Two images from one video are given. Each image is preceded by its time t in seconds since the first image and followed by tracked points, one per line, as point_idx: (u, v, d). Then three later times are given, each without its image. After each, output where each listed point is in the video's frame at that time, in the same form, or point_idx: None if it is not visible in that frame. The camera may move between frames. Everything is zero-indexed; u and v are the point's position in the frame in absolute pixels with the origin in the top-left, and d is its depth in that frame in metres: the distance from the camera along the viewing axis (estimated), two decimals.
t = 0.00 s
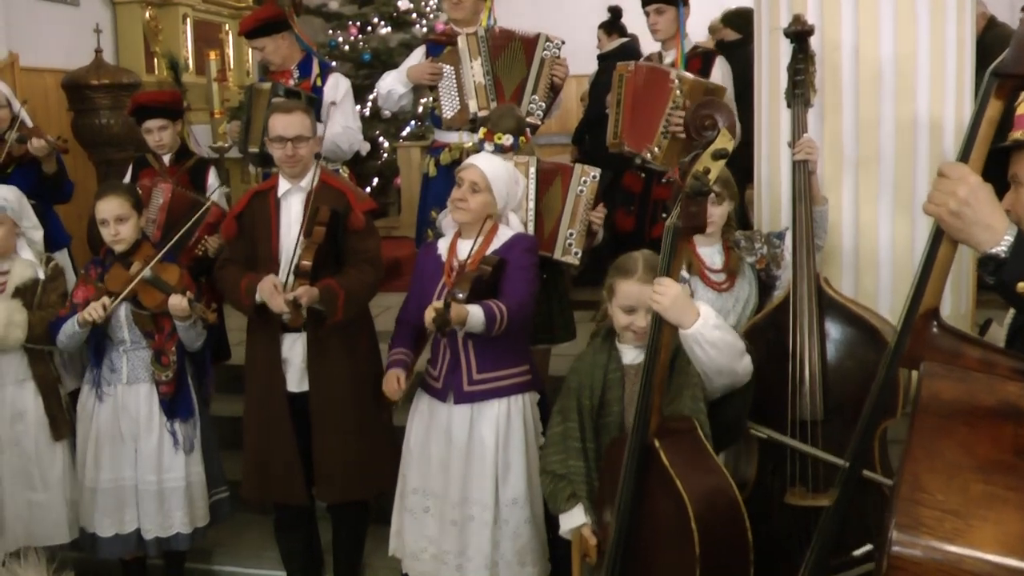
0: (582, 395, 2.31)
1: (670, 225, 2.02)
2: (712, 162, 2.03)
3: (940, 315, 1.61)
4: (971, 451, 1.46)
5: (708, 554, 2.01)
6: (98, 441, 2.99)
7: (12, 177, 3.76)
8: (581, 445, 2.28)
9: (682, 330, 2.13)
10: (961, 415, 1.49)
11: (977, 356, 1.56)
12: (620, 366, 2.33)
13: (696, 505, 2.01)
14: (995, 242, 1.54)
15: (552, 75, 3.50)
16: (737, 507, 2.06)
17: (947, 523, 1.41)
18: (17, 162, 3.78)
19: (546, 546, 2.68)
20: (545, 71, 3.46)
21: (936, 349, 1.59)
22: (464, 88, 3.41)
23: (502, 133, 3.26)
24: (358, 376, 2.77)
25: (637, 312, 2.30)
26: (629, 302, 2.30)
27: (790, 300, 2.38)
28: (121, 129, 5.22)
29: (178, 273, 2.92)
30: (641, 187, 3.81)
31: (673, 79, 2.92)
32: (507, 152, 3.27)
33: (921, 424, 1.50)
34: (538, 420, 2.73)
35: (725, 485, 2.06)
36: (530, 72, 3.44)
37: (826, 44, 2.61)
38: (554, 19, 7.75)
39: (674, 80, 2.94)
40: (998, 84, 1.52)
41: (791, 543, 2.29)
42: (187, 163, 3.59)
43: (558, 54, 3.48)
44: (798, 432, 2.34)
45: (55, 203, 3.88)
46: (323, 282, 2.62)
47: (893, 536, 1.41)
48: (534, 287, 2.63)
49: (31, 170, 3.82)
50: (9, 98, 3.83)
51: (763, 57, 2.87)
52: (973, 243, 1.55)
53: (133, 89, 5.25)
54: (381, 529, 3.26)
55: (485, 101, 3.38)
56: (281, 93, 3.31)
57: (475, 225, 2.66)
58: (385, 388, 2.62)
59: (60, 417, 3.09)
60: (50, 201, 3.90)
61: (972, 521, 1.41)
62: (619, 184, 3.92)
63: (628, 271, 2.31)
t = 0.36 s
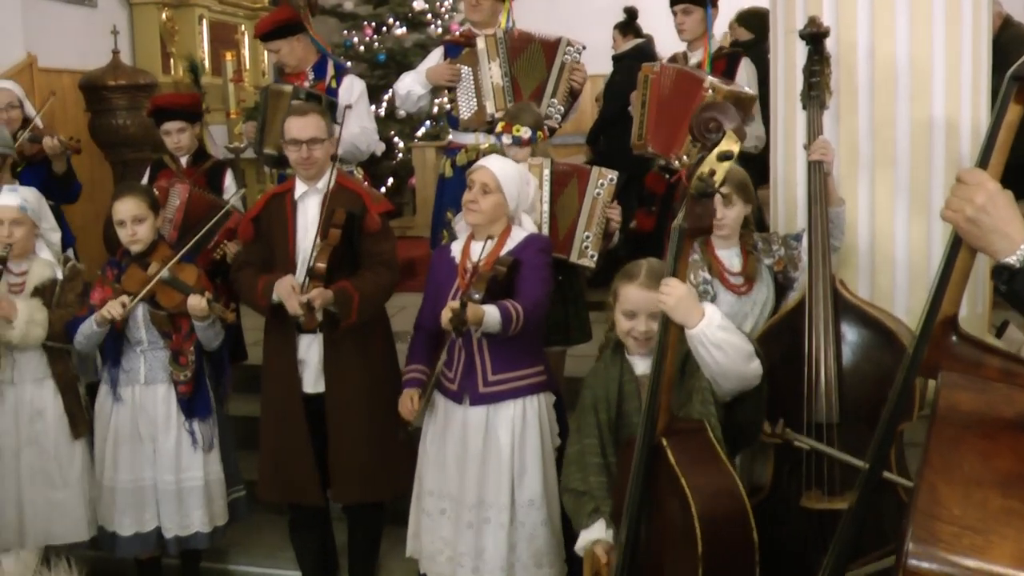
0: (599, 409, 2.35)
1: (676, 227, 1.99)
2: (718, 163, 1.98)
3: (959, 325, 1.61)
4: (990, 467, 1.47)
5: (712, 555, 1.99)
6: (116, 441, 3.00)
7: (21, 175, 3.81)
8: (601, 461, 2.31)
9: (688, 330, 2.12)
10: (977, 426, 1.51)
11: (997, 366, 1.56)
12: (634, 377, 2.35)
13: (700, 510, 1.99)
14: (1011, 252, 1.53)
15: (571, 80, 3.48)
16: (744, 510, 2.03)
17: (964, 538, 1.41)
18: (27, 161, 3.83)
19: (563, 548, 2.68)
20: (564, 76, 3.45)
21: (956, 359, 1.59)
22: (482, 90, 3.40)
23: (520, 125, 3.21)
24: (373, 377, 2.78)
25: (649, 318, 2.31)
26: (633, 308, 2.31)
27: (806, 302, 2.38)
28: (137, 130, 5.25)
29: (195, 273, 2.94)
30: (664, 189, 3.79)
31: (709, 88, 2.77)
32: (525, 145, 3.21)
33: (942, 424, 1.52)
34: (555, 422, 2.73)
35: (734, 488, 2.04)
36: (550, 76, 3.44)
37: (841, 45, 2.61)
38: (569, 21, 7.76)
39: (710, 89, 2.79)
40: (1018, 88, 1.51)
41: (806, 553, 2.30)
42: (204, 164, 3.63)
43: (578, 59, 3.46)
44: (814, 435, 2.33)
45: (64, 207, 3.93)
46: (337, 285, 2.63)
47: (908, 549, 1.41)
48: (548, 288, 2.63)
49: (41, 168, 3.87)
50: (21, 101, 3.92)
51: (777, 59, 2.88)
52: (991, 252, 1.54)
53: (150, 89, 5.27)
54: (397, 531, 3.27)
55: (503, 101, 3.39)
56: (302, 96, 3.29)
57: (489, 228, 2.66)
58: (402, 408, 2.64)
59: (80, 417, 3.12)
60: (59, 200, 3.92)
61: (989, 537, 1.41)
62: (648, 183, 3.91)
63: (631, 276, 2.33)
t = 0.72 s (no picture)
0: (609, 418, 2.30)
1: (702, 240, 2.01)
2: (743, 176, 2.01)
3: (984, 345, 1.58)
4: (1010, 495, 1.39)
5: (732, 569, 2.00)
6: (131, 452, 3.01)
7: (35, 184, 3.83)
8: (615, 470, 2.27)
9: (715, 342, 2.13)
10: (1001, 451, 1.41)
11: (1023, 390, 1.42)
12: (642, 387, 2.31)
13: (722, 527, 2.00)
14: None
15: (590, 94, 3.48)
16: (764, 525, 2.04)
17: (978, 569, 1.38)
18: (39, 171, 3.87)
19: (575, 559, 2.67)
20: (584, 89, 3.45)
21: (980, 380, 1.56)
22: (498, 100, 3.41)
23: (540, 130, 3.16)
24: (389, 387, 2.78)
25: (654, 323, 2.28)
26: (641, 313, 2.27)
27: (822, 317, 2.37)
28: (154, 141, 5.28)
29: (211, 286, 2.96)
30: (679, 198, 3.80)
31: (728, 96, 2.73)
32: (544, 151, 3.17)
33: (964, 445, 1.43)
34: (567, 435, 2.71)
35: (754, 501, 2.05)
36: (569, 89, 3.44)
37: (856, 54, 2.60)
38: (581, 31, 7.80)
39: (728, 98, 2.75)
40: None
41: (815, 564, 2.29)
42: (220, 176, 3.65)
43: (597, 73, 3.47)
44: (831, 450, 2.33)
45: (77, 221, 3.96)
46: (354, 296, 2.64)
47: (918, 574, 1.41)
48: (563, 301, 2.63)
49: (52, 180, 3.89)
50: (35, 114, 4.01)
51: (792, 68, 2.87)
52: (1014, 270, 1.51)
53: (165, 100, 5.30)
54: (412, 542, 3.26)
55: (518, 113, 3.38)
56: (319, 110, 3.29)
57: (504, 239, 2.68)
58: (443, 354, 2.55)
59: (96, 428, 3.14)
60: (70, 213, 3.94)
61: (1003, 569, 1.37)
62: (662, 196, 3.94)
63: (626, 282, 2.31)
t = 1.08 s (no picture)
0: (621, 425, 2.30)
1: (715, 249, 1.99)
2: (757, 184, 2.00)
3: (1003, 359, 1.57)
4: None
5: None
6: (146, 459, 3.02)
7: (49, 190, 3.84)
8: (619, 476, 2.27)
9: (725, 353, 2.10)
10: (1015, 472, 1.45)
11: None
12: (657, 395, 2.29)
13: (738, 542, 1.99)
14: None
15: (606, 101, 3.48)
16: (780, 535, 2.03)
17: None
18: (55, 179, 3.89)
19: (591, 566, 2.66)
20: (600, 96, 3.45)
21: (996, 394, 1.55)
22: (513, 107, 3.41)
23: (555, 134, 3.17)
24: (404, 394, 2.78)
25: (663, 332, 2.25)
26: (651, 322, 2.25)
27: (841, 325, 2.34)
28: (169, 148, 5.30)
29: (226, 294, 2.94)
30: (689, 206, 3.82)
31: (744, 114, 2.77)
32: (560, 155, 3.17)
33: (977, 463, 1.48)
34: (584, 442, 2.71)
35: (770, 510, 2.03)
36: (585, 97, 3.43)
37: (873, 60, 2.59)
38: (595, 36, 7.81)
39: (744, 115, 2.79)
40: None
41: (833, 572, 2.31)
42: (235, 183, 3.65)
43: (614, 81, 3.47)
44: (849, 457, 2.32)
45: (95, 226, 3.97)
46: (372, 304, 2.64)
47: None
48: (581, 308, 2.63)
49: (68, 187, 3.91)
50: (50, 122, 4.03)
51: (809, 74, 2.85)
52: None
53: (180, 108, 5.32)
54: (427, 549, 3.26)
55: (534, 120, 3.38)
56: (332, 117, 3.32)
57: (519, 247, 2.67)
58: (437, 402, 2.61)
59: (113, 434, 3.14)
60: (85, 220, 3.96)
61: None
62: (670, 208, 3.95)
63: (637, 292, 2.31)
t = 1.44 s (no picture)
0: (642, 431, 2.28)
1: (733, 252, 1.96)
2: (776, 187, 2.02)
3: None
4: None
5: None
6: (163, 459, 3.04)
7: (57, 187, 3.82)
8: (645, 483, 2.24)
9: (740, 357, 2.08)
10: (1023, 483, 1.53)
11: None
12: (679, 400, 2.30)
13: (753, 543, 1.98)
14: None
15: (622, 102, 3.45)
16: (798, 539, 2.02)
17: None
18: (75, 179, 3.90)
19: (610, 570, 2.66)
20: (616, 98, 3.42)
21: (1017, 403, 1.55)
22: (527, 109, 3.42)
23: (575, 133, 3.14)
24: (420, 396, 2.78)
25: (681, 339, 2.24)
26: (669, 329, 2.24)
27: (858, 329, 2.33)
28: (184, 150, 5.32)
29: (243, 294, 2.96)
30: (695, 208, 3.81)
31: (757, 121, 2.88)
32: (579, 156, 3.15)
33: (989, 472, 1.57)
34: (603, 445, 2.71)
35: (788, 516, 2.02)
36: (601, 98, 3.41)
37: (892, 62, 2.58)
38: (609, 37, 7.82)
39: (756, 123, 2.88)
40: None
41: None
42: (252, 185, 3.66)
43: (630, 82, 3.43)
44: (867, 461, 2.32)
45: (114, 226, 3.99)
46: (387, 308, 2.64)
47: None
48: (599, 311, 2.62)
49: (87, 187, 3.93)
50: (74, 122, 4.04)
51: (826, 80, 2.85)
52: None
53: (196, 109, 5.35)
54: (443, 551, 3.26)
55: (548, 121, 3.39)
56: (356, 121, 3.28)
57: (539, 248, 2.67)
58: (451, 430, 2.63)
59: (128, 433, 3.14)
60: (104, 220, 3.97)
61: None
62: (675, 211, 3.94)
63: (656, 298, 2.30)
